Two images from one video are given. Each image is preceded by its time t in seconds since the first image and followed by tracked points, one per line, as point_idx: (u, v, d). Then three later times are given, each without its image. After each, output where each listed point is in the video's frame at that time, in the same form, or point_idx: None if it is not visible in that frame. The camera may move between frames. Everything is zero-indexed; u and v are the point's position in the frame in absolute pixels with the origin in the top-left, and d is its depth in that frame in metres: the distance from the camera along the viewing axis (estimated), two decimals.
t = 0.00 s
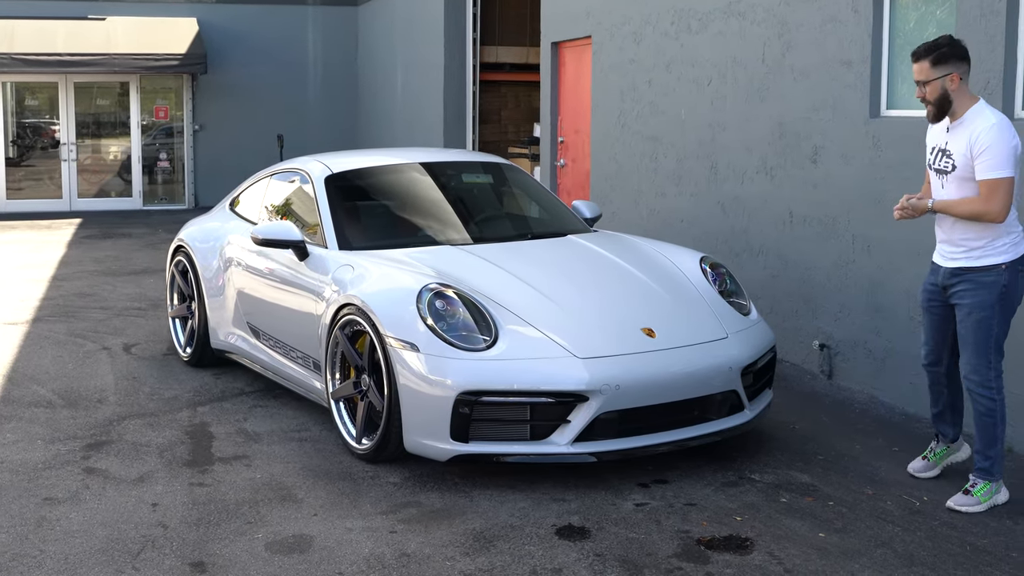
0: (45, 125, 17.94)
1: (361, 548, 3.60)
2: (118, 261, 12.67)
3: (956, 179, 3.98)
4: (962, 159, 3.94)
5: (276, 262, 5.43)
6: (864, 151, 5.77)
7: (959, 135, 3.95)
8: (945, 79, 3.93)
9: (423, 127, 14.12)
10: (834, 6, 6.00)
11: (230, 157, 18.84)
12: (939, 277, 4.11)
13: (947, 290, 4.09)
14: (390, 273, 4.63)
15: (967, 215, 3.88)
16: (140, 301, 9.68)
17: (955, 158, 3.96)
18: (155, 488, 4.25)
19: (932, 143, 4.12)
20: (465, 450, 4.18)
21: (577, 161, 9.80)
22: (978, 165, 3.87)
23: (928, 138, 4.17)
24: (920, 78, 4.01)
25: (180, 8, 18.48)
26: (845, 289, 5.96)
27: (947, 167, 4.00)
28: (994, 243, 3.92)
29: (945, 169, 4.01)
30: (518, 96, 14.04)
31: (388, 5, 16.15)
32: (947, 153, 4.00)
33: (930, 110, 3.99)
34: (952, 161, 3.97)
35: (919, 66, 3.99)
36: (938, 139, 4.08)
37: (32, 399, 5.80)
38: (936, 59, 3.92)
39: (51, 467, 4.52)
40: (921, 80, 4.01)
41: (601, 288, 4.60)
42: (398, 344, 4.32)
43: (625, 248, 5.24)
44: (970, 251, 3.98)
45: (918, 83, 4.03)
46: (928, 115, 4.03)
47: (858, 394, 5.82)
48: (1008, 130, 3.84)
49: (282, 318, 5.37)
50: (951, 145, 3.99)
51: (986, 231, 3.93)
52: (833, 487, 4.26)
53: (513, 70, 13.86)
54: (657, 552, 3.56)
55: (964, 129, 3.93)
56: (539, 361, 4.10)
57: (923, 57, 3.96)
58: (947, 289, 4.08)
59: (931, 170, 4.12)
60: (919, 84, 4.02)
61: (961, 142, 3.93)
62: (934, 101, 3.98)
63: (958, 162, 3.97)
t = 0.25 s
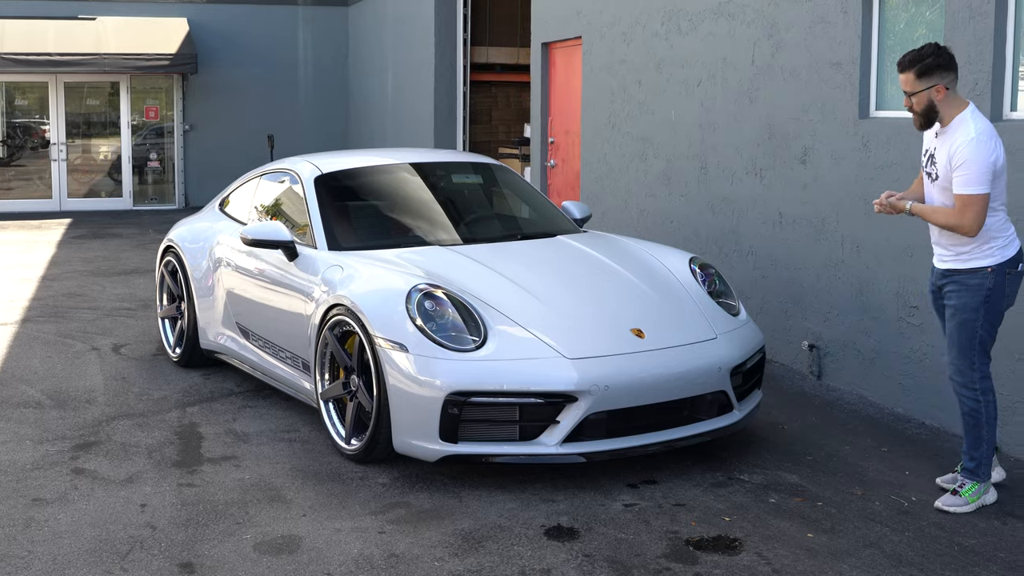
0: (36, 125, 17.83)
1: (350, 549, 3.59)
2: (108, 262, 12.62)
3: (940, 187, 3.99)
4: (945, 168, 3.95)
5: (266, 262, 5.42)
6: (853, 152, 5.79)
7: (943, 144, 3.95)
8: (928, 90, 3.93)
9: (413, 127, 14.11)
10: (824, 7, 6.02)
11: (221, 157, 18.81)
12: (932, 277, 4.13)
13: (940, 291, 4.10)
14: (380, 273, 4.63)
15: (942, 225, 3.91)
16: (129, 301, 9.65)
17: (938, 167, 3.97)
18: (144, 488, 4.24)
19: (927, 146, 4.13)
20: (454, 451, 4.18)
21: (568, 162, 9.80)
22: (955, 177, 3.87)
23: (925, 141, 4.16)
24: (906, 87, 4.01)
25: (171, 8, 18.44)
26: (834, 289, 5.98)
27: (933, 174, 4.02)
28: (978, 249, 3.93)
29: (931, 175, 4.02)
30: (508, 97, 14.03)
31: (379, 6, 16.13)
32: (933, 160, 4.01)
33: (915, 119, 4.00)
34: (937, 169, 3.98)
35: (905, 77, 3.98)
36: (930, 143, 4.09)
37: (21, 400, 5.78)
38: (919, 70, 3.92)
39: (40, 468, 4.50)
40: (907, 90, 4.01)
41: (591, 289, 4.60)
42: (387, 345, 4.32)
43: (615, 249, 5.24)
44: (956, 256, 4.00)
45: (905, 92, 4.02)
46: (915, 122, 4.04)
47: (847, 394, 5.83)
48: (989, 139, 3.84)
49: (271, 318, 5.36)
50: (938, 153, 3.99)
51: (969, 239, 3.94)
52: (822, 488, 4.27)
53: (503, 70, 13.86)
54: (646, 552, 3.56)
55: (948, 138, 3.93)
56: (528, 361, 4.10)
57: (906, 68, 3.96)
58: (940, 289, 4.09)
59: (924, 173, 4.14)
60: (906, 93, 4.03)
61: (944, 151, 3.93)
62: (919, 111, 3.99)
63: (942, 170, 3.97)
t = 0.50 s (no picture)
0: (27, 126, 17.83)
1: (341, 550, 3.59)
2: (100, 263, 12.59)
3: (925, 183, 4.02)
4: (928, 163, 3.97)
5: (257, 263, 5.41)
6: (844, 152, 5.80)
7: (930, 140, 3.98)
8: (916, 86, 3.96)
9: (406, 128, 14.10)
10: (814, 7, 6.03)
11: (213, 158, 18.77)
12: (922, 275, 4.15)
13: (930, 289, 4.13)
14: (371, 274, 4.62)
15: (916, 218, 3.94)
16: (121, 302, 9.62)
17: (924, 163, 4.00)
18: (135, 489, 4.23)
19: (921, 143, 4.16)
20: (446, 451, 4.18)
21: (559, 162, 9.81)
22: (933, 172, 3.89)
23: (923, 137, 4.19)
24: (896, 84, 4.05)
25: (162, 8, 18.41)
26: (825, 289, 5.99)
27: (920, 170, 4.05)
28: (966, 246, 3.94)
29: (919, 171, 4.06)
30: (499, 97, 14.00)
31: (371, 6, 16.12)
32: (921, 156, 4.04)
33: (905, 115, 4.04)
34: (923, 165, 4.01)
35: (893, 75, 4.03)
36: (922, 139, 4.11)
37: (12, 401, 5.76)
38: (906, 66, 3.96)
39: (31, 469, 4.49)
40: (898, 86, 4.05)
41: (582, 289, 4.61)
42: (378, 345, 4.32)
43: (606, 249, 5.25)
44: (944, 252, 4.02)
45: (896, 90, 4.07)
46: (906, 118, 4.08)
47: (838, 394, 5.84)
48: (970, 135, 3.84)
49: (263, 319, 5.35)
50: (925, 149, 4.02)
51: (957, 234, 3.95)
52: (813, 487, 4.28)
53: (495, 70, 13.86)
54: (637, 552, 3.56)
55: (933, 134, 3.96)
56: (520, 362, 4.10)
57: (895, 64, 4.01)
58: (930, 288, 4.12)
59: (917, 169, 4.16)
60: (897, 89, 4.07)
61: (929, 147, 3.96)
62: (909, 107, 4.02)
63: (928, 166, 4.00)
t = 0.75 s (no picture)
0: (23, 127, 17.81)
1: (336, 550, 3.59)
2: (96, 264, 12.58)
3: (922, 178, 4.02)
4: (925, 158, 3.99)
5: (252, 263, 5.41)
6: (839, 152, 5.81)
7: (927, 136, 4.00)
8: (913, 83, 3.97)
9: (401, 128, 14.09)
10: (809, 7, 6.04)
11: (209, 158, 18.76)
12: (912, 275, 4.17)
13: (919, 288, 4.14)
14: (366, 274, 4.62)
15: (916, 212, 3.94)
16: (117, 303, 9.61)
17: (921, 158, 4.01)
18: (131, 490, 4.23)
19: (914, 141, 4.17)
20: (441, 451, 4.18)
21: (555, 162, 9.81)
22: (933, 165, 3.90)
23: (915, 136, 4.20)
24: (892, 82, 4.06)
25: (158, 9, 18.40)
26: (820, 288, 5.99)
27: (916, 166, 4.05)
28: (957, 241, 3.95)
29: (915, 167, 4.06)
30: (495, 98, 13.97)
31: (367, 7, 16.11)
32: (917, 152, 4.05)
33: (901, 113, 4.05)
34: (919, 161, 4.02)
35: (891, 73, 4.03)
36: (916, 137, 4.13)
37: (7, 402, 5.76)
38: (904, 62, 3.97)
39: (26, 470, 4.48)
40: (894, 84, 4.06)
41: (577, 289, 4.61)
42: (373, 345, 4.32)
43: (601, 249, 5.25)
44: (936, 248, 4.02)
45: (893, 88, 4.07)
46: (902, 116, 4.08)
47: (833, 394, 5.85)
48: (970, 129, 3.86)
49: (258, 319, 5.35)
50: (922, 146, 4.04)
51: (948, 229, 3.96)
52: (808, 487, 4.29)
53: (491, 71, 13.86)
54: (632, 552, 3.57)
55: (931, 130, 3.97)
56: (515, 362, 4.11)
57: (892, 61, 4.02)
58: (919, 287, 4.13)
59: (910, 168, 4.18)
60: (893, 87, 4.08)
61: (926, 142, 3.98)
62: (906, 104, 4.03)
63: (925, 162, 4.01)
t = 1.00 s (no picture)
0: (20, 126, 17.80)
1: (333, 550, 3.59)
2: (93, 263, 12.57)
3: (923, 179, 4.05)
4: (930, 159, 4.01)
5: (250, 263, 5.40)
6: (836, 152, 5.81)
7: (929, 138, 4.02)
8: (919, 85, 3.99)
9: (399, 128, 14.09)
10: (806, 8, 6.05)
11: (206, 158, 18.75)
12: (901, 275, 4.19)
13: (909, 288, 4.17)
14: (363, 274, 4.62)
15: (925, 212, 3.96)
16: (114, 303, 9.61)
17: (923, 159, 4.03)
18: (127, 490, 4.22)
19: (903, 143, 4.20)
20: (438, 451, 4.18)
21: (552, 162, 9.81)
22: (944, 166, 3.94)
23: (900, 138, 4.23)
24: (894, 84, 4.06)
25: (156, 9, 18.39)
26: (817, 289, 6.00)
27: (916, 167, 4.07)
28: (952, 242, 3.98)
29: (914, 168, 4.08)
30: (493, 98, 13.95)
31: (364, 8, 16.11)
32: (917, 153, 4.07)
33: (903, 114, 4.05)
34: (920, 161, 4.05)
35: (896, 72, 4.03)
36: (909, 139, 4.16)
37: (4, 402, 5.75)
38: (912, 64, 3.98)
39: (23, 470, 4.48)
40: (896, 86, 4.06)
41: (574, 290, 4.61)
42: (370, 346, 4.32)
43: (598, 249, 5.25)
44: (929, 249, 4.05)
45: (893, 87, 4.07)
46: (900, 118, 4.09)
47: (830, 394, 5.86)
48: (976, 131, 3.93)
49: (255, 319, 5.35)
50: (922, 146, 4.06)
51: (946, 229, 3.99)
52: (805, 487, 4.29)
53: (489, 71, 13.85)
54: (628, 552, 3.57)
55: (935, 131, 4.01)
56: (512, 362, 4.11)
57: (897, 62, 4.02)
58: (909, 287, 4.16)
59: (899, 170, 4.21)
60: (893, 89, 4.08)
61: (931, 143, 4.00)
62: (909, 106, 4.03)
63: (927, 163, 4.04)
